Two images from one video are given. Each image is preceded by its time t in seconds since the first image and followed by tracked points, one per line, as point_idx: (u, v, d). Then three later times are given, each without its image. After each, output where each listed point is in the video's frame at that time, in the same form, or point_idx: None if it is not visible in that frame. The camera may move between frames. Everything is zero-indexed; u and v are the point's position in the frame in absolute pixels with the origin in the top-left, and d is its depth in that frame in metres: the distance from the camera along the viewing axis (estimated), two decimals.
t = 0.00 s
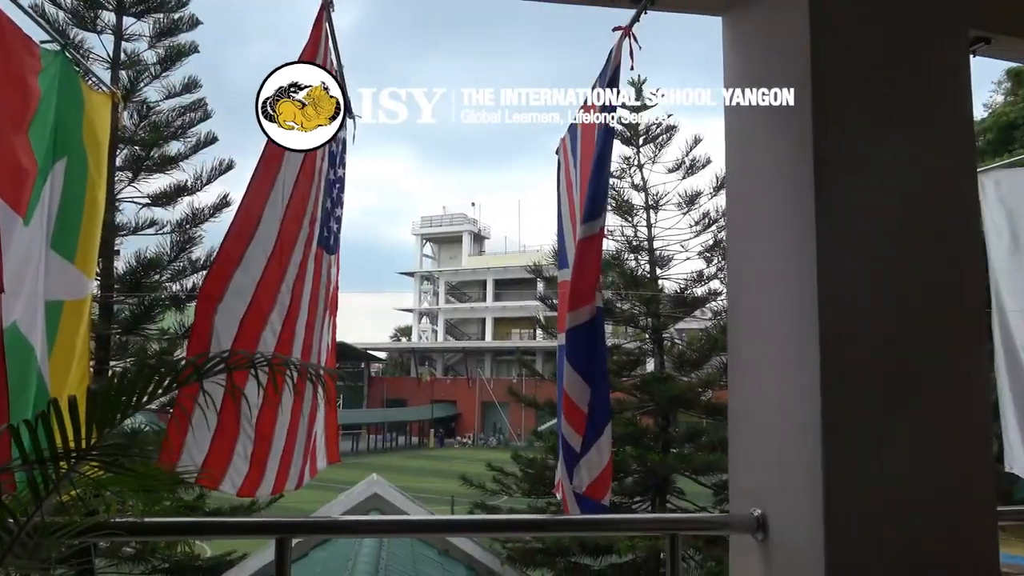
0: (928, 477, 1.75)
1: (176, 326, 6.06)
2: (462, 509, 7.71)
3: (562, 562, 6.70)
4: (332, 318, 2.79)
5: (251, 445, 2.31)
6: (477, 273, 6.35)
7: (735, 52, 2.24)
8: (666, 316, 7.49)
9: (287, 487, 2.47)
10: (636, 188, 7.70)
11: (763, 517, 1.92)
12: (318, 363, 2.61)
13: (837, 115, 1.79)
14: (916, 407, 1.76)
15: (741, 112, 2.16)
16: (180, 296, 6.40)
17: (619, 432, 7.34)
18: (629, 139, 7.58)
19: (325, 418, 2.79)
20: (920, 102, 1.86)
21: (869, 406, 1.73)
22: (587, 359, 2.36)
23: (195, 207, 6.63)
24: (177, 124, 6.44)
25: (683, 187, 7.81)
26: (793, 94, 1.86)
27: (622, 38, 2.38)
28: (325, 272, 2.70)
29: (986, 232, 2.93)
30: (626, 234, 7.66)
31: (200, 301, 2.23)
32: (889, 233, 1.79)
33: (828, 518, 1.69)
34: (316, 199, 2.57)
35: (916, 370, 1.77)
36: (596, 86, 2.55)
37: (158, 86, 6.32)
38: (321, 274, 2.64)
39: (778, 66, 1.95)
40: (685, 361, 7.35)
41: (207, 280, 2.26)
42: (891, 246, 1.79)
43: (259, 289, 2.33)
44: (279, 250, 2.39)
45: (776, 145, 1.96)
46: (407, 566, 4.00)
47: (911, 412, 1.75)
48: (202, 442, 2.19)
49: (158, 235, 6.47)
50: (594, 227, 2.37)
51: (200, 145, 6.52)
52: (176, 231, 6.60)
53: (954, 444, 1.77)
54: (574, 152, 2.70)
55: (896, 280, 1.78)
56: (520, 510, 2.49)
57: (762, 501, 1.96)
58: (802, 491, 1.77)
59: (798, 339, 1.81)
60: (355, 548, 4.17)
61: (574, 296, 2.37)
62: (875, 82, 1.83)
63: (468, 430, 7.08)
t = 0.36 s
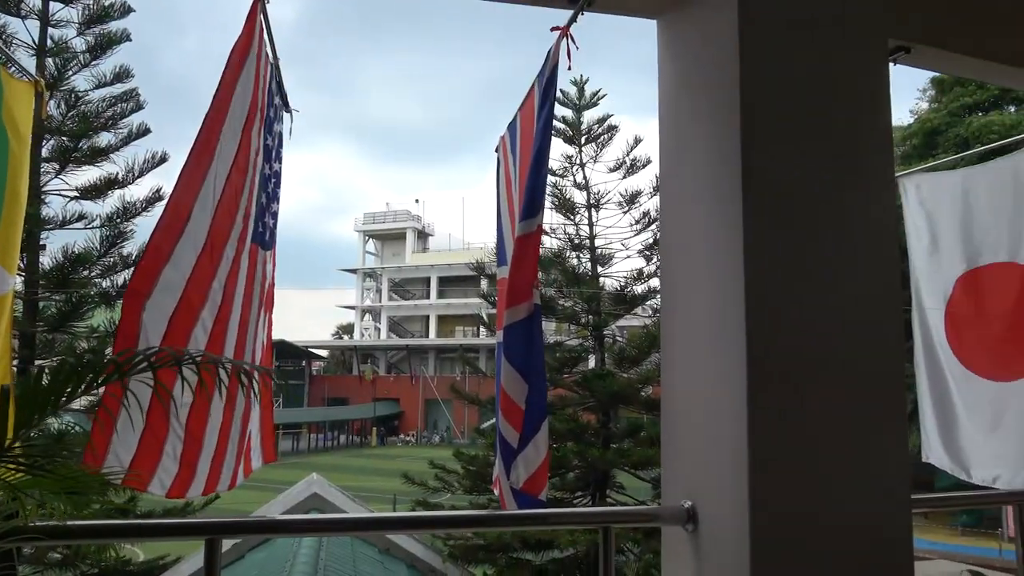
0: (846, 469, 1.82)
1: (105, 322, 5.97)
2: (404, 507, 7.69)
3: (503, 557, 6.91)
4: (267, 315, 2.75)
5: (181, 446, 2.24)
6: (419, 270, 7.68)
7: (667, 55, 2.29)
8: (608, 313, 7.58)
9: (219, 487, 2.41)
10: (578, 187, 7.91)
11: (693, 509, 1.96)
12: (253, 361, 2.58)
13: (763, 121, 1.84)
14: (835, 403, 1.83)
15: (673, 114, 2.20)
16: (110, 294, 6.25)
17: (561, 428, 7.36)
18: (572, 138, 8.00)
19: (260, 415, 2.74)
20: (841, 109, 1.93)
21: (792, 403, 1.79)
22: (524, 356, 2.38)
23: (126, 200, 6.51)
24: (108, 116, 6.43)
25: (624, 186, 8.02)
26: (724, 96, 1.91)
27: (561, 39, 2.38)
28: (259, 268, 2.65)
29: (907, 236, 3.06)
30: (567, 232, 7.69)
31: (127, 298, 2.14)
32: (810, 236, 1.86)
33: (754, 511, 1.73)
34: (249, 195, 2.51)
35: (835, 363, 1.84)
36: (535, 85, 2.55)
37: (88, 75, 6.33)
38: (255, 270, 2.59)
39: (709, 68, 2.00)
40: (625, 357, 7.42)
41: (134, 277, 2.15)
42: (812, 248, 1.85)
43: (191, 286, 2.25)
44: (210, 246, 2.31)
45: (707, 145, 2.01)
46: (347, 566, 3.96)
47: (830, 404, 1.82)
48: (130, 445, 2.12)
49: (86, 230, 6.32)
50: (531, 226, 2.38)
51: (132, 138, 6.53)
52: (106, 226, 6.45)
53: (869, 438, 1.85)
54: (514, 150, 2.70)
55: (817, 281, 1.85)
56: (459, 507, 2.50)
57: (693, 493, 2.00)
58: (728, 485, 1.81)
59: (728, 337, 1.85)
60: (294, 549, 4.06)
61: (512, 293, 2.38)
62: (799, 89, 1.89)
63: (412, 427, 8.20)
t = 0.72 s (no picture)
0: (768, 462, 1.88)
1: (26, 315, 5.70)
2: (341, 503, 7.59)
3: (441, 553, 6.85)
4: (196, 308, 2.68)
5: (103, 442, 2.15)
6: (359, 264, 8.06)
7: (602, 52, 2.31)
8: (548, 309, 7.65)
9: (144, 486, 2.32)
10: (520, 182, 7.95)
11: (623, 501, 1.98)
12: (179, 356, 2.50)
13: (694, 122, 1.88)
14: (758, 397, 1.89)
15: (608, 113, 2.22)
16: (31, 286, 6.01)
17: (501, 423, 7.38)
18: (514, 134, 8.00)
19: (188, 411, 2.66)
20: (768, 113, 1.99)
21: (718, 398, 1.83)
22: (459, 351, 2.36)
23: (49, 189, 6.28)
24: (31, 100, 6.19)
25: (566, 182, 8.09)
26: (658, 93, 1.93)
27: (499, 34, 2.38)
28: (188, 260, 2.57)
29: (834, 238, 3.17)
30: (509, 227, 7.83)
31: (45, 289, 2.05)
32: (737, 235, 1.90)
33: (680, 504, 1.76)
34: (177, 184, 2.43)
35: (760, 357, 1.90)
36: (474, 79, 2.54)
37: (10, 55, 6.07)
38: (183, 262, 2.52)
39: (643, 67, 2.03)
40: (564, 352, 7.48)
41: (53, 267, 2.06)
42: (739, 248, 1.90)
43: (115, 276, 2.17)
44: (136, 235, 2.24)
45: (640, 142, 2.03)
46: (281, 565, 3.88)
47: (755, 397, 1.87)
48: (47, 441, 2.03)
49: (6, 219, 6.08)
50: (468, 220, 2.38)
51: (57, 123, 6.31)
52: (28, 215, 6.19)
53: (789, 431, 1.92)
54: (452, 145, 2.69)
55: (743, 279, 1.90)
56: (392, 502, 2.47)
57: (623, 485, 2.02)
58: (657, 478, 1.84)
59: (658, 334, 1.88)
60: (226, 548, 3.97)
61: (448, 287, 2.37)
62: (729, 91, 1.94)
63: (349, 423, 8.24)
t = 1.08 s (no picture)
0: (679, 450, 1.94)
1: None
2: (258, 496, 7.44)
3: (362, 545, 6.75)
4: (104, 295, 2.57)
5: None
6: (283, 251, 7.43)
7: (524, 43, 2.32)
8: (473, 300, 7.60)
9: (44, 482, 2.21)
10: (447, 172, 7.93)
11: (540, 489, 2.00)
12: (84, 346, 2.38)
13: (614, 118, 1.91)
14: (670, 387, 1.94)
15: (528, 105, 2.23)
16: None
17: (423, 414, 7.34)
18: (441, 123, 8.03)
19: (93, 403, 2.54)
20: (685, 110, 2.04)
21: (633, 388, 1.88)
22: (378, 342, 2.34)
23: None
24: None
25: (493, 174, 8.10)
26: (579, 86, 1.96)
27: (423, 23, 2.37)
28: (94, 244, 2.46)
29: (749, 235, 3.29)
30: (434, 217, 7.76)
31: None
32: (653, 230, 1.95)
33: (595, 491, 1.80)
34: (82, 164, 2.32)
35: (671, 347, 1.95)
36: (398, 67, 2.52)
37: None
38: (89, 246, 2.41)
39: (564, 60, 2.05)
40: (489, 343, 7.51)
41: None
42: (655, 242, 1.95)
43: (13, 259, 2.07)
44: (36, 217, 2.12)
45: (560, 135, 2.05)
46: (193, 559, 3.77)
47: (666, 384, 1.93)
48: None
49: None
50: (391, 209, 2.36)
51: None
52: None
53: (699, 418, 1.99)
54: (375, 132, 2.65)
55: (659, 273, 1.95)
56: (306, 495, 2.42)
57: (540, 474, 2.03)
58: (572, 467, 1.87)
59: (575, 325, 1.91)
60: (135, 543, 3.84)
61: (368, 276, 2.34)
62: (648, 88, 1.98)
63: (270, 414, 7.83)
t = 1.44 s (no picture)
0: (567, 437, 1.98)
1: None
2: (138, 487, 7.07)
3: (252, 536, 6.53)
4: None
5: None
6: (168, 232, 6.85)
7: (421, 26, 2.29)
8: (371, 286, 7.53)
9: None
10: (345, 155, 7.75)
11: (432, 475, 2.00)
12: None
13: (510, 107, 1.92)
14: (560, 376, 1.98)
15: (424, 90, 2.20)
16: None
17: (318, 402, 7.03)
18: (340, 104, 7.83)
19: None
20: (579, 101, 2.07)
21: (524, 375, 1.90)
22: (267, 329, 2.28)
23: None
24: None
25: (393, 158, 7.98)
26: (476, 72, 1.95)
27: None
28: None
29: (641, 223, 3.41)
30: (331, 200, 7.62)
31: None
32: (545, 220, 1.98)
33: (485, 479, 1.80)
34: None
35: (562, 333, 1.99)
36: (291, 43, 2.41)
37: None
38: None
39: (461, 45, 2.04)
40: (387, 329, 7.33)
41: None
42: (547, 232, 1.98)
43: None
44: None
45: (456, 121, 2.04)
46: (66, 556, 3.56)
47: (557, 370, 1.97)
48: None
49: None
50: (281, 190, 2.27)
51: None
52: None
53: (587, 403, 2.04)
54: (267, 110, 2.54)
55: (551, 261, 1.98)
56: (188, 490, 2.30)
57: (432, 461, 2.03)
58: (464, 454, 1.88)
59: (468, 313, 1.91)
60: None
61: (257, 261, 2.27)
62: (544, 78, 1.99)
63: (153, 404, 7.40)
